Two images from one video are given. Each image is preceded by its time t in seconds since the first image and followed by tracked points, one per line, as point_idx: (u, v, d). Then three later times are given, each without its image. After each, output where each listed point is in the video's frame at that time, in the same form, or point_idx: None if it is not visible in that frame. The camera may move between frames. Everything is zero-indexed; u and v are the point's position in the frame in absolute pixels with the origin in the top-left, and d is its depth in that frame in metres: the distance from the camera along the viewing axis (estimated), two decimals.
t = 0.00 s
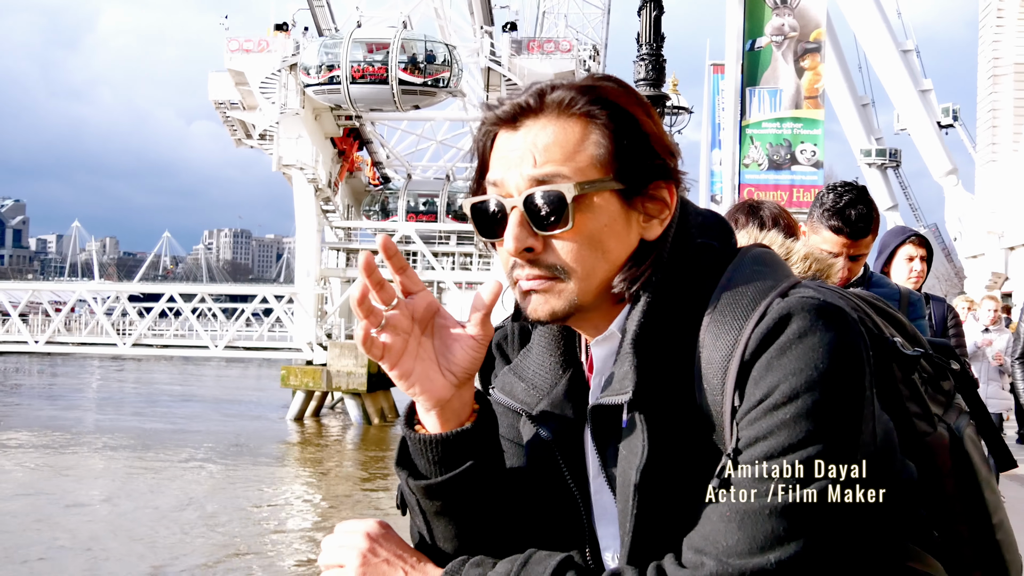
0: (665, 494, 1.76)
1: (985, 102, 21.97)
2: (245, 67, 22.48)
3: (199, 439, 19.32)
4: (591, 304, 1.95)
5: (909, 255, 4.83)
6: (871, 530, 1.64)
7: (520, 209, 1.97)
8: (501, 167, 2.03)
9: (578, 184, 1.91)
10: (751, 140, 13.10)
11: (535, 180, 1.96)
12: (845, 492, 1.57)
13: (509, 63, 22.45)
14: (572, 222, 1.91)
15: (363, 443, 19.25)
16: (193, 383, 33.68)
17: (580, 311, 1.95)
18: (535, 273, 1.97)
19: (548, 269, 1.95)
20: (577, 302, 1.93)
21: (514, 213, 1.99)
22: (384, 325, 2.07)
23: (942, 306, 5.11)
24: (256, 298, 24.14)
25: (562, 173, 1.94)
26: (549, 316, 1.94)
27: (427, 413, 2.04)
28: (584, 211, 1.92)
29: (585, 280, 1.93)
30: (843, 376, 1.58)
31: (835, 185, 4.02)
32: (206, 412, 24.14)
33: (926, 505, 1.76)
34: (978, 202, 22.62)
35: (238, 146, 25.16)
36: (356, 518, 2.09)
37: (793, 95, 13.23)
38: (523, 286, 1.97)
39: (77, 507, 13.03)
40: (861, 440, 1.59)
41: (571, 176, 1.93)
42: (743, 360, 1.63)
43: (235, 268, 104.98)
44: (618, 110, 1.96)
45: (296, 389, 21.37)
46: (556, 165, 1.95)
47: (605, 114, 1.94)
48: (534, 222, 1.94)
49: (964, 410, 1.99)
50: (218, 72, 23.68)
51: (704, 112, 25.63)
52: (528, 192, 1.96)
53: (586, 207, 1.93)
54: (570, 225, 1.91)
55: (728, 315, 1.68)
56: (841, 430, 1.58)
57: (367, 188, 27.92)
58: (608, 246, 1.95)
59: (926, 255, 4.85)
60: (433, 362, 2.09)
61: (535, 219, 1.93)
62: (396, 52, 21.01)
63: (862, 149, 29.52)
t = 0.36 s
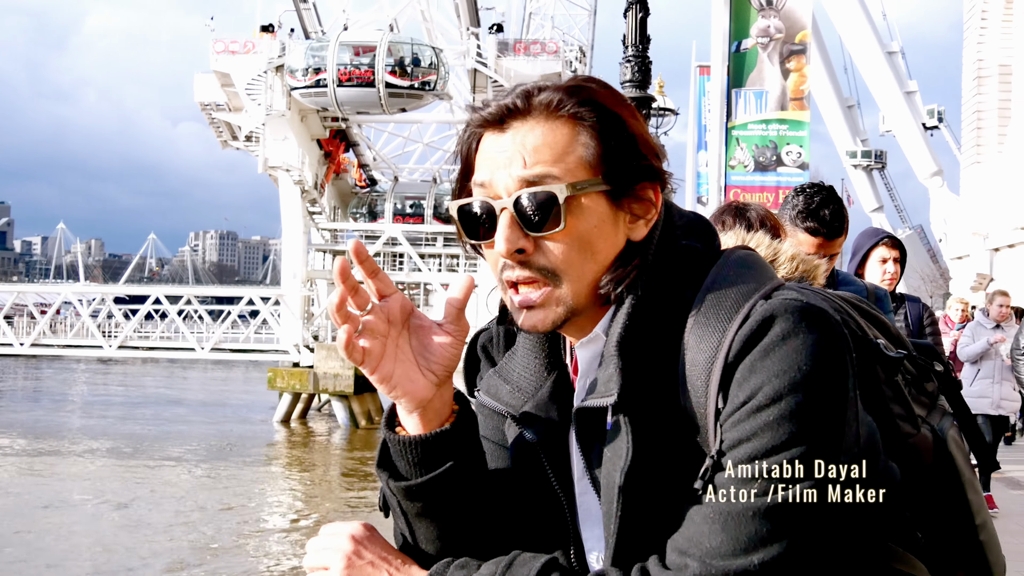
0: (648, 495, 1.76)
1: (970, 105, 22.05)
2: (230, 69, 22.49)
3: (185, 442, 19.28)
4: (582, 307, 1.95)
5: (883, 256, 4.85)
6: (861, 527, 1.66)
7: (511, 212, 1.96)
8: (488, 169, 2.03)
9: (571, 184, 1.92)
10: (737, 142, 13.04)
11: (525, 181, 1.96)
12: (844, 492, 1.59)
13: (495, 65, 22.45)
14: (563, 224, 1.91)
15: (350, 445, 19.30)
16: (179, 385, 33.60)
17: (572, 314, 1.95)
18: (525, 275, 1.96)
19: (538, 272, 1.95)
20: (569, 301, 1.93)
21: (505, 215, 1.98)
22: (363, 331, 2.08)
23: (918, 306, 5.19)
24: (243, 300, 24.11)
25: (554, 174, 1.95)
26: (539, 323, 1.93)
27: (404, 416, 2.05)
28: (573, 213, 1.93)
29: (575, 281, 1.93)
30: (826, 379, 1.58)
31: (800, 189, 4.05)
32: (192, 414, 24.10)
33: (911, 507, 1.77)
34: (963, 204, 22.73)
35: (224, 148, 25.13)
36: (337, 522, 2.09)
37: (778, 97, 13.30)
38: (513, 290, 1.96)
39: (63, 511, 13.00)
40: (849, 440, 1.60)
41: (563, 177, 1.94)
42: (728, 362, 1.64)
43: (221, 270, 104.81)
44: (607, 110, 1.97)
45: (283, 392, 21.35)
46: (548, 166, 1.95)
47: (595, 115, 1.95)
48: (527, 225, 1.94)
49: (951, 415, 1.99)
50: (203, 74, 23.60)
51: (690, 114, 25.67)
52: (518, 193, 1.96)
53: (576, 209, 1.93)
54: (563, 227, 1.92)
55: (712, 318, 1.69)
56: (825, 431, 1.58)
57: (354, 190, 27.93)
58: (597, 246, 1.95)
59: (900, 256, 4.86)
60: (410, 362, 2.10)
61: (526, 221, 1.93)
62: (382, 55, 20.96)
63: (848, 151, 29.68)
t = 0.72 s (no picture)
0: (634, 498, 1.77)
1: (958, 107, 22.08)
2: (218, 71, 22.54)
3: (173, 444, 19.27)
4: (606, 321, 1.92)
5: (865, 259, 4.89)
6: (854, 528, 1.68)
7: (538, 235, 1.91)
8: (498, 193, 1.96)
9: (595, 202, 1.90)
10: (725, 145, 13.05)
11: (546, 203, 1.91)
12: (845, 492, 1.61)
13: (485, 67, 22.36)
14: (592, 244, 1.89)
15: (339, 447, 19.31)
16: (167, 388, 33.55)
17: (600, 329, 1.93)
18: (552, 299, 1.91)
19: (569, 293, 1.90)
20: (599, 313, 1.90)
21: (529, 238, 1.92)
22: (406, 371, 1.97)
23: (900, 305, 5.21)
24: (231, 302, 24.10)
25: (570, 193, 1.91)
26: (565, 338, 1.89)
27: (411, 418, 1.99)
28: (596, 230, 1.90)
29: (602, 291, 1.90)
30: (814, 381, 1.59)
31: (776, 199, 4.33)
32: (180, 417, 24.09)
33: (897, 509, 1.78)
34: (951, 206, 22.82)
35: (212, 150, 25.09)
36: (325, 523, 2.09)
37: (766, 99, 13.22)
38: (542, 313, 1.90)
39: (50, 513, 12.97)
40: (839, 442, 1.62)
41: (585, 196, 1.91)
42: (716, 366, 1.65)
43: (210, 271, 104.87)
44: (603, 118, 1.95)
45: (272, 394, 21.35)
46: (563, 184, 1.91)
47: (594, 125, 1.93)
48: (553, 243, 1.89)
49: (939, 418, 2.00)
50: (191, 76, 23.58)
51: (679, 116, 25.72)
52: (543, 217, 1.90)
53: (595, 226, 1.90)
54: (589, 244, 1.88)
55: (699, 326, 1.69)
56: (810, 435, 1.59)
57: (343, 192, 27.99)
58: (613, 255, 1.94)
59: (882, 259, 4.91)
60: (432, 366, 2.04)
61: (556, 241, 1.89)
62: (371, 59, 20.84)
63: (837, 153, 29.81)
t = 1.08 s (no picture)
0: (613, 499, 1.78)
1: (946, 110, 22.16)
2: (209, 73, 22.41)
3: (162, 447, 19.22)
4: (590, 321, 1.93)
5: (850, 263, 4.90)
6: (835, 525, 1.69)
7: (521, 238, 1.91)
8: (481, 197, 1.97)
9: (579, 207, 1.91)
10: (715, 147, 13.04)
11: (530, 208, 1.92)
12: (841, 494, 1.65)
13: (475, 70, 22.43)
14: (578, 248, 1.90)
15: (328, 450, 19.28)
16: (156, 390, 33.46)
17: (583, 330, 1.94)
18: (535, 303, 1.92)
19: (551, 296, 1.91)
20: (577, 317, 1.91)
21: (512, 243, 1.93)
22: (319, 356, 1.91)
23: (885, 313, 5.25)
24: (221, 304, 24.07)
25: (553, 197, 1.92)
26: (546, 343, 1.91)
27: (365, 417, 2.00)
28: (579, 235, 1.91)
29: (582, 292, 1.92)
30: (791, 384, 1.61)
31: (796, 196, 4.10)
32: (169, 419, 24.04)
33: (877, 509, 1.79)
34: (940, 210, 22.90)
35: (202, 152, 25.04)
36: (306, 527, 2.10)
37: (756, 103, 13.23)
38: (526, 317, 1.91)
39: (38, 516, 12.92)
40: (819, 442, 1.64)
41: (570, 200, 1.92)
42: (694, 369, 1.66)
43: (199, 273, 104.62)
44: (585, 121, 1.96)
45: (261, 396, 21.33)
46: (546, 189, 1.92)
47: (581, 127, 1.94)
48: (535, 247, 1.90)
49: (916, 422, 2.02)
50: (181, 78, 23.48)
51: (669, 119, 25.74)
52: (522, 220, 1.91)
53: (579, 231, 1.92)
54: (570, 248, 1.90)
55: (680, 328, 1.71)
56: (786, 437, 1.61)
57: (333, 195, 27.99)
58: (595, 259, 1.95)
59: (867, 264, 4.91)
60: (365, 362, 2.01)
61: (540, 245, 1.90)
62: (362, 62, 21.04)
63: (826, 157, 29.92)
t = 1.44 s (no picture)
0: (593, 502, 1.79)
1: (934, 119, 22.24)
2: (198, 77, 22.35)
3: (148, 452, 19.16)
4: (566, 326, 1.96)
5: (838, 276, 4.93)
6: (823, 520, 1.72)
7: (498, 244, 1.92)
8: (461, 202, 1.98)
9: (555, 214, 1.92)
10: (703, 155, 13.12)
11: (506, 214, 1.93)
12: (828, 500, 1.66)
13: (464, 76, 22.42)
14: (553, 254, 1.92)
15: (315, 455, 19.26)
16: (144, 394, 33.39)
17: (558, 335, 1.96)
18: (512, 308, 1.94)
19: (526, 302, 1.93)
20: (554, 320, 1.93)
21: (489, 247, 1.94)
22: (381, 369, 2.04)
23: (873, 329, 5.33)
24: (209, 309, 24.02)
25: (532, 203, 1.93)
26: (524, 347, 1.94)
27: (367, 425, 2.06)
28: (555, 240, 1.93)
29: (559, 299, 1.94)
30: (770, 391, 1.63)
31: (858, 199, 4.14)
32: (156, 424, 23.97)
33: (857, 511, 1.80)
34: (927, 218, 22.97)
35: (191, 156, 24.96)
36: (290, 531, 2.11)
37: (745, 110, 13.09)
38: (505, 322, 1.93)
39: (23, 520, 12.88)
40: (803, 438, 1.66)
41: (547, 207, 1.94)
42: (674, 374, 1.68)
43: (187, 278, 104.33)
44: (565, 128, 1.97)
45: (248, 401, 21.29)
46: (524, 195, 1.93)
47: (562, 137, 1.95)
48: (513, 252, 1.92)
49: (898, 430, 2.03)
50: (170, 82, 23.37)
51: (658, 127, 25.77)
52: (503, 225, 1.92)
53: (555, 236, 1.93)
54: (547, 253, 1.91)
55: (659, 335, 1.73)
56: (766, 441, 1.62)
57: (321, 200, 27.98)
58: (573, 265, 1.97)
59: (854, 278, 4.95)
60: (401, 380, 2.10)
61: (516, 249, 1.91)
62: (352, 68, 21.04)
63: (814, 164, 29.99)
